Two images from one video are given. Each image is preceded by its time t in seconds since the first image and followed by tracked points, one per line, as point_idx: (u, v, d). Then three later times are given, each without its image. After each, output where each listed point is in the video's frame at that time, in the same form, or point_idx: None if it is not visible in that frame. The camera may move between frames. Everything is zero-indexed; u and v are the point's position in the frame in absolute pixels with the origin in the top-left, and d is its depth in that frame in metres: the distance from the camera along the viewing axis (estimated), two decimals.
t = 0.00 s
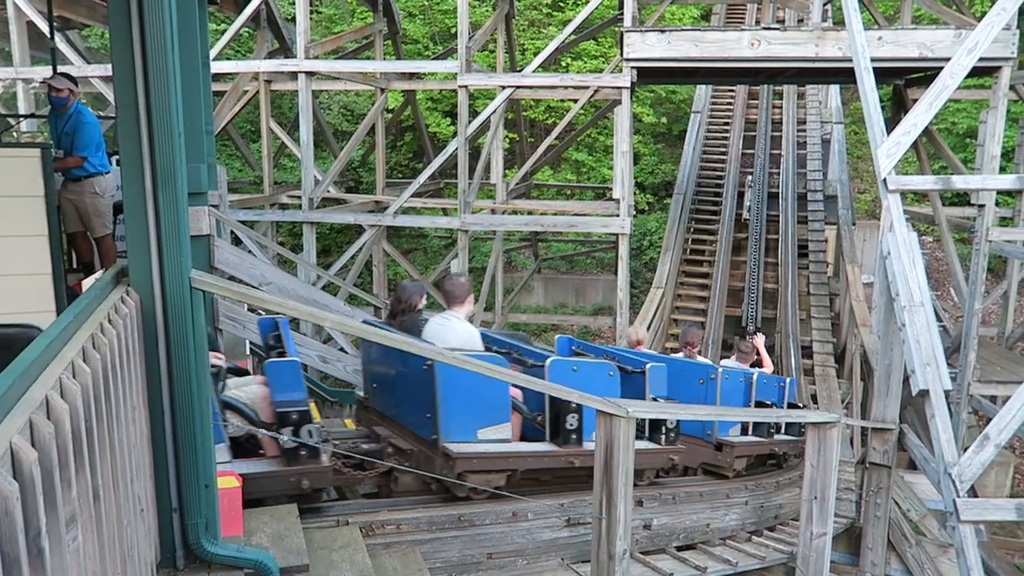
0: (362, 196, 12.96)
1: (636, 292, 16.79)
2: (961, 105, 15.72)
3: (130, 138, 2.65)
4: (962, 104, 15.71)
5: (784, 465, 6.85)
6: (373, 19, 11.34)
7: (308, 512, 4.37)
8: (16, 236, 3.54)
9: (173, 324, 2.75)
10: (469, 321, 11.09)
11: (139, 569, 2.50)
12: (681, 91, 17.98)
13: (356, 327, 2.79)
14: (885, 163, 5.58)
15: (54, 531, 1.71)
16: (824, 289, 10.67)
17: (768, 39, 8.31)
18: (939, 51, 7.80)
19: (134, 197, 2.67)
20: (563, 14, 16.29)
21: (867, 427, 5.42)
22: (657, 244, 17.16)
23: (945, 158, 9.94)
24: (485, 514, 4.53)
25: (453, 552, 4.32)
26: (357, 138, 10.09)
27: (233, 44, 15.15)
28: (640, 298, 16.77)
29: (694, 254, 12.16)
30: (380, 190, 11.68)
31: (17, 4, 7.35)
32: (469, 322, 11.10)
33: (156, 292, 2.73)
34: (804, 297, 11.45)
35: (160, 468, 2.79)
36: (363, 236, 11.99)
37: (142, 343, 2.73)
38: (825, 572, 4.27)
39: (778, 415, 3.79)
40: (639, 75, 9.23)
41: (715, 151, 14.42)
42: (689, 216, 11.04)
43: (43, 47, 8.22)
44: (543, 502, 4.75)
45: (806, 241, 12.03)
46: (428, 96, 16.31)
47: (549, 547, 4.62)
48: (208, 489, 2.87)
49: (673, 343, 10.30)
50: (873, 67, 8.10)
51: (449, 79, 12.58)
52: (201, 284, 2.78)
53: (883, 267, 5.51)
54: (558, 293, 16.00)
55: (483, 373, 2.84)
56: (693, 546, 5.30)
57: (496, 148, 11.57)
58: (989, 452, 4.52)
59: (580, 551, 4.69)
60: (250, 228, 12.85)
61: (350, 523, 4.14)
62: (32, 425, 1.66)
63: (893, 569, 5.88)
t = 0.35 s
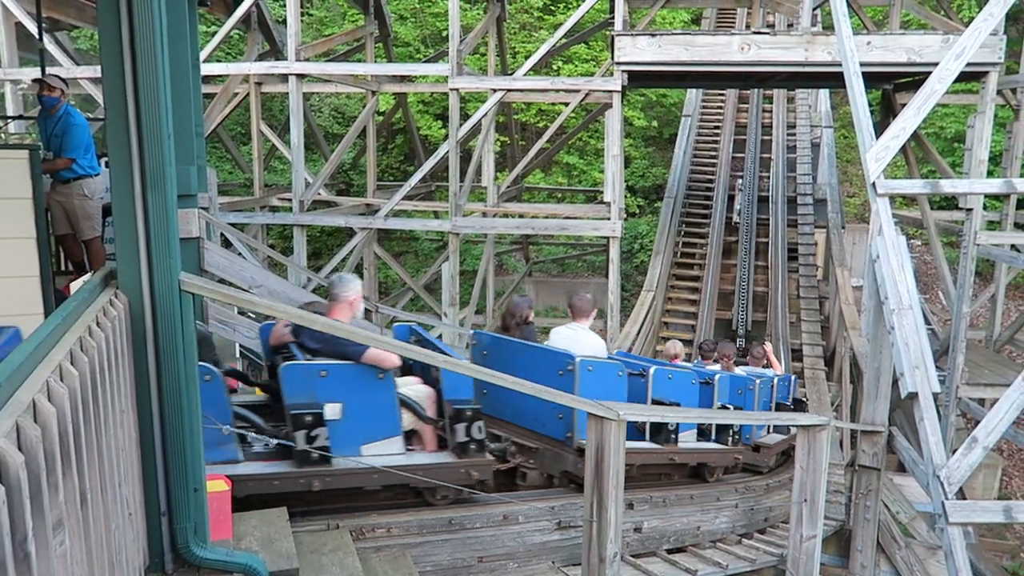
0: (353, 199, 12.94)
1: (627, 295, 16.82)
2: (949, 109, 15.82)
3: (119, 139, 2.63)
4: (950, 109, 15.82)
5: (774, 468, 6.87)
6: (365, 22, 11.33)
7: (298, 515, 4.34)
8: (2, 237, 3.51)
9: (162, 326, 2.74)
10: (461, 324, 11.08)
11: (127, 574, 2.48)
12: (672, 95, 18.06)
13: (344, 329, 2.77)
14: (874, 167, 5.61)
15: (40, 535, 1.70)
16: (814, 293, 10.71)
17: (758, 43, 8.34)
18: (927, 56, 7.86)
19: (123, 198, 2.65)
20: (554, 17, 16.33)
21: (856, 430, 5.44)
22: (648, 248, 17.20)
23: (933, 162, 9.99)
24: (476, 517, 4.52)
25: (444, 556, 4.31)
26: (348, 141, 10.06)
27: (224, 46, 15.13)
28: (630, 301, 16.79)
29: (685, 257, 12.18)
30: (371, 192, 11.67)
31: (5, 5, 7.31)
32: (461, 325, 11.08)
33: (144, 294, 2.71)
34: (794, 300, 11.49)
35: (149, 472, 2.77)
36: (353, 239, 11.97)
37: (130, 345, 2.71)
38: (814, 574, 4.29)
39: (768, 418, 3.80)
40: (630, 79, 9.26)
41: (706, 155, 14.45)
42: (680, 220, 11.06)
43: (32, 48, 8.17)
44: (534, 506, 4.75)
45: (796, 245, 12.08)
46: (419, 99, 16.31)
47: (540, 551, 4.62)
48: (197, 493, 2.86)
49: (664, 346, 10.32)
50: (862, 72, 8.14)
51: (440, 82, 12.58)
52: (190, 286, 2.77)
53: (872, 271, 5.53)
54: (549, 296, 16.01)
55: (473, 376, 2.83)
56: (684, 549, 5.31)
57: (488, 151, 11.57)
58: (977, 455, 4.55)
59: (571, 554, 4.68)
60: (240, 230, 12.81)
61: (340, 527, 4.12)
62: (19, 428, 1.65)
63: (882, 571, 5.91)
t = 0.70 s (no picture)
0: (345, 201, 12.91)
1: (619, 298, 16.84)
2: (938, 112, 15.92)
3: (108, 142, 2.62)
4: (939, 112, 15.91)
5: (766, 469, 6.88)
6: (356, 24, 11.30)
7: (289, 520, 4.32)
8: None
9: (151, 329, 2.73)
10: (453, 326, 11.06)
11: None
12: (664, 98, 18.11)
13: (333, 331, 2.77)
14: (864, 170, 5.63)
15: (28, 541, 1.69)
16: (805, 295, 10.74)
17: (749, 46, 8.37)
18: (916, 59, 7.91)
19: (112, 201, 2.63)
20: (546, 20, 16.35)
21: (847, 431, 5.46)
22: (640, 250, 17.23)
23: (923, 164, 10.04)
24: (468, 520, 4.52)
25: (436, 559, 4.31)
26: (339, 144, 10.03)
27: (214, 49, 15.10)
28: (623, 304, 16.81)
29: (677, 260, 12.20)
30: (363, 195, 11.65)
31: None
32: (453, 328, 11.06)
33: (134, 297, 2.69)
34: (785, 302, 11.52)
35: (139, 477, 2.75)
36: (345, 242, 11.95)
37: (120, 348, 2.70)
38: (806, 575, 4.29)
39: (760, 420, 3.81)
40: (622, 82, 9.28)
41: (697, 157, 14.48)
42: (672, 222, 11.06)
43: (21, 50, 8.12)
44: (526, 508, 4.75)
45: (787, 247, 12.11)
46: (411, 102, 16.31)
47: (532, 553, 4.62)
48: (187, 497, 2.85)
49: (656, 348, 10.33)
50: (852, 75, 8.17)
51: (432, 85, 12.58)
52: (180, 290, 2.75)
53: (863, 273, 5.55)
54: (541, 299, 16.02)
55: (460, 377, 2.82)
56: (676, 551, 5.31)
57: (479, 153, 11.56)
58: (967, 455, 4.57)
59: (563, 556, 4.68)
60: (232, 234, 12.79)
61: (332, 531, 4.11)
62: (6, 432, 1.63)
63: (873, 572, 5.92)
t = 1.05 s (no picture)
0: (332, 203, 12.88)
1: (606, 300, 16.88)
2: (922, 116, 16.06)
3: (92, 144, 2.59)
4: (922, 116, 16.05)
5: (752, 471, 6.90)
6: (343, 26, 11.27)
7: (274, 523, 4.30)
8: None
9: (136, 332, 2.70)
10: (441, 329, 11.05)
11: None
12: (650, 101, 18.19)
13: (316, 333, 2.76)
14: (848, 173, 5.66)
15: (9, 546, 1.67)
16: (791, 297, 10.80)
17: (735, 50, 8.41)
18: (900, 64, 7.97)
19: (96, 203, 2.61)
20: (533, 23, 16.38)
21: (833, 432, 5.49)
22: (626, 253, 17.28)
23: (907, 168, 10.13)
24: (455, 523, 4.52)
25: (423, 562, 4.29)
26: (326, 146, 10.00)
27: (200, 50, 15.03)
28: (610, 306, 16.84)
29: (664, 262, 12.24)
30: (350, 197, 11.61)
31: None
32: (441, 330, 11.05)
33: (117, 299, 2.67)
34: (771, 304, 11.58)
35: (122, 481, 2.73)
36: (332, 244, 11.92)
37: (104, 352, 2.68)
38: None
39: (746, 422, 3.82)
40: (609, 85, 9.30)
41: (684, 160, 14.53)
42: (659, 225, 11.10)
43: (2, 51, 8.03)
44: (513, 511, 4.76)
45: (773, 249, 12.19)
46: (398, 104, 16.31)
47: (519, 556, 4.62)
48: (171, 502, 2.82)
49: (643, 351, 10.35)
50: (837, 79, 8.23)
51: (419, 87, 12.57)
52: (164, 293, 2.73)
53: (848, 274, 5.58)
54: (528, 301, 16.04)
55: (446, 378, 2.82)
56: (663, 553, 5.32)
57: (467, 156, 11.55)
58: (951, 456, 4.61)
59: (550, 559, 4.68)
60: (218, 236, 12.73)
61: (318, 535, 4.10)
62: None
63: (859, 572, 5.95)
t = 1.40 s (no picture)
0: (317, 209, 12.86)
1: (592, 305, 16.91)
2: (904, 123, 16.22)
3: (74, 150, 2.56)
4: (904, 122, 16.21)
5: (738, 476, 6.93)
6: (329, 32, 11.24)
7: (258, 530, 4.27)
8: None
9: (118, 339, 2.68)
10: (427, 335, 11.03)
11: None
12: (636, 106, 18.27)
13: (304, 340, 2.76)
14: (832, 179, 5.70)
15: None
16: (775, 302, 10.86)
17: (719, 56, 8.46)
18: (882, 71, 8.05)
19: (78, 209, 2.58)
20: (519, 29, 16.43)
21: (818, 437, 5.53)
22: (612, 258, 17.33)
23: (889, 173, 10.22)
24: (442, 530, 4.50)
25: (409, 569, 4.27)
26: (312, 151, 9.96)
27: (184, 55, 14.97)
28: (596, 311, 16.88)
29: (650, 267, 12.28)
30: (336, 202, 11.57)
31: None
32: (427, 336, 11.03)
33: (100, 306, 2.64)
34: (756, 309, 11.63)
35: (105, 489, 2.71)
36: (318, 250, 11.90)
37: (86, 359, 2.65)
38: None
39: (732, 426, 3.84)
40: (595, 91, 9.33)
41: (670, 166, 14.60)
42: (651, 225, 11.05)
43: None
44: (500, 517, 4.76)
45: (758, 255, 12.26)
46: (384, 109, 16.30)
47: (506, 562, 4.61)
48: (155, 509, 2.80)
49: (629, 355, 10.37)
50: (820, 85, 8.29)
51: (405, 92, 12.56)
52: (147, 299, 2.71)
53: (832, 279, 5.62)
54: (515, 306, 16.05)
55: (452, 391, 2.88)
56: (650, 558, 5.33)
57: (453, 161, 11.56)
58: (934, 459, 4.64)
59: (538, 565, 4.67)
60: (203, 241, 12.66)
61: (303, 542, 4.07)
62: None
63: None
